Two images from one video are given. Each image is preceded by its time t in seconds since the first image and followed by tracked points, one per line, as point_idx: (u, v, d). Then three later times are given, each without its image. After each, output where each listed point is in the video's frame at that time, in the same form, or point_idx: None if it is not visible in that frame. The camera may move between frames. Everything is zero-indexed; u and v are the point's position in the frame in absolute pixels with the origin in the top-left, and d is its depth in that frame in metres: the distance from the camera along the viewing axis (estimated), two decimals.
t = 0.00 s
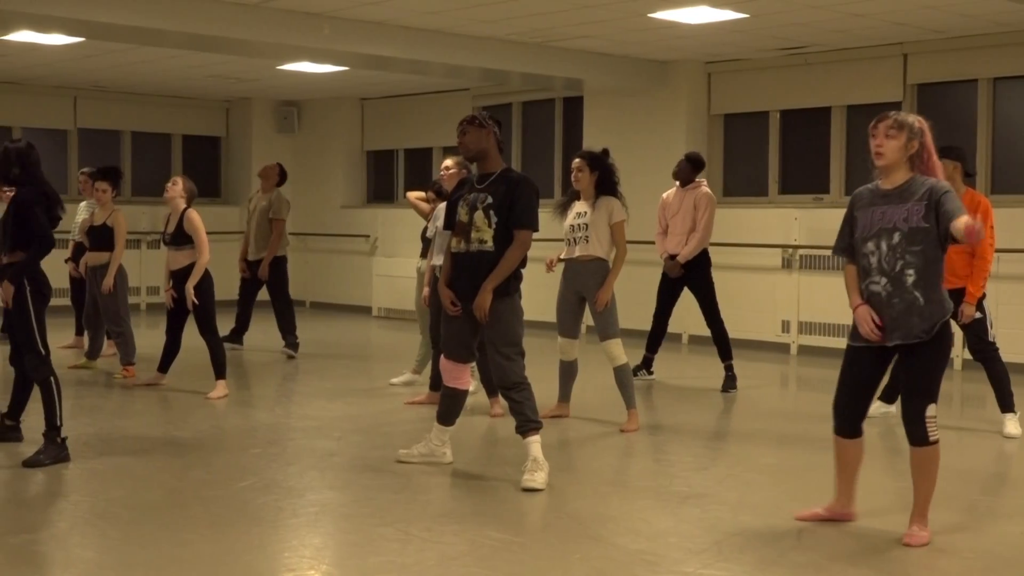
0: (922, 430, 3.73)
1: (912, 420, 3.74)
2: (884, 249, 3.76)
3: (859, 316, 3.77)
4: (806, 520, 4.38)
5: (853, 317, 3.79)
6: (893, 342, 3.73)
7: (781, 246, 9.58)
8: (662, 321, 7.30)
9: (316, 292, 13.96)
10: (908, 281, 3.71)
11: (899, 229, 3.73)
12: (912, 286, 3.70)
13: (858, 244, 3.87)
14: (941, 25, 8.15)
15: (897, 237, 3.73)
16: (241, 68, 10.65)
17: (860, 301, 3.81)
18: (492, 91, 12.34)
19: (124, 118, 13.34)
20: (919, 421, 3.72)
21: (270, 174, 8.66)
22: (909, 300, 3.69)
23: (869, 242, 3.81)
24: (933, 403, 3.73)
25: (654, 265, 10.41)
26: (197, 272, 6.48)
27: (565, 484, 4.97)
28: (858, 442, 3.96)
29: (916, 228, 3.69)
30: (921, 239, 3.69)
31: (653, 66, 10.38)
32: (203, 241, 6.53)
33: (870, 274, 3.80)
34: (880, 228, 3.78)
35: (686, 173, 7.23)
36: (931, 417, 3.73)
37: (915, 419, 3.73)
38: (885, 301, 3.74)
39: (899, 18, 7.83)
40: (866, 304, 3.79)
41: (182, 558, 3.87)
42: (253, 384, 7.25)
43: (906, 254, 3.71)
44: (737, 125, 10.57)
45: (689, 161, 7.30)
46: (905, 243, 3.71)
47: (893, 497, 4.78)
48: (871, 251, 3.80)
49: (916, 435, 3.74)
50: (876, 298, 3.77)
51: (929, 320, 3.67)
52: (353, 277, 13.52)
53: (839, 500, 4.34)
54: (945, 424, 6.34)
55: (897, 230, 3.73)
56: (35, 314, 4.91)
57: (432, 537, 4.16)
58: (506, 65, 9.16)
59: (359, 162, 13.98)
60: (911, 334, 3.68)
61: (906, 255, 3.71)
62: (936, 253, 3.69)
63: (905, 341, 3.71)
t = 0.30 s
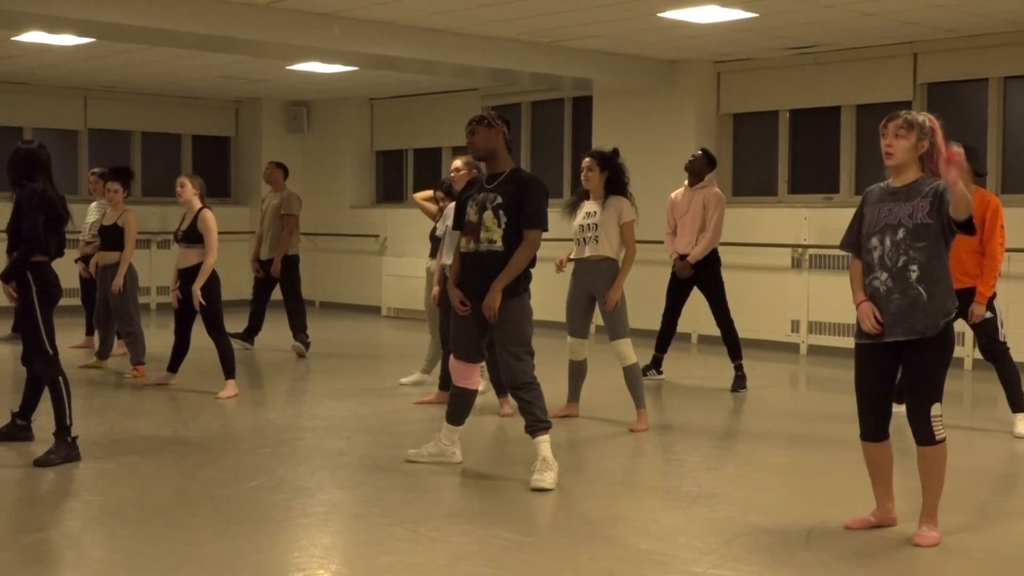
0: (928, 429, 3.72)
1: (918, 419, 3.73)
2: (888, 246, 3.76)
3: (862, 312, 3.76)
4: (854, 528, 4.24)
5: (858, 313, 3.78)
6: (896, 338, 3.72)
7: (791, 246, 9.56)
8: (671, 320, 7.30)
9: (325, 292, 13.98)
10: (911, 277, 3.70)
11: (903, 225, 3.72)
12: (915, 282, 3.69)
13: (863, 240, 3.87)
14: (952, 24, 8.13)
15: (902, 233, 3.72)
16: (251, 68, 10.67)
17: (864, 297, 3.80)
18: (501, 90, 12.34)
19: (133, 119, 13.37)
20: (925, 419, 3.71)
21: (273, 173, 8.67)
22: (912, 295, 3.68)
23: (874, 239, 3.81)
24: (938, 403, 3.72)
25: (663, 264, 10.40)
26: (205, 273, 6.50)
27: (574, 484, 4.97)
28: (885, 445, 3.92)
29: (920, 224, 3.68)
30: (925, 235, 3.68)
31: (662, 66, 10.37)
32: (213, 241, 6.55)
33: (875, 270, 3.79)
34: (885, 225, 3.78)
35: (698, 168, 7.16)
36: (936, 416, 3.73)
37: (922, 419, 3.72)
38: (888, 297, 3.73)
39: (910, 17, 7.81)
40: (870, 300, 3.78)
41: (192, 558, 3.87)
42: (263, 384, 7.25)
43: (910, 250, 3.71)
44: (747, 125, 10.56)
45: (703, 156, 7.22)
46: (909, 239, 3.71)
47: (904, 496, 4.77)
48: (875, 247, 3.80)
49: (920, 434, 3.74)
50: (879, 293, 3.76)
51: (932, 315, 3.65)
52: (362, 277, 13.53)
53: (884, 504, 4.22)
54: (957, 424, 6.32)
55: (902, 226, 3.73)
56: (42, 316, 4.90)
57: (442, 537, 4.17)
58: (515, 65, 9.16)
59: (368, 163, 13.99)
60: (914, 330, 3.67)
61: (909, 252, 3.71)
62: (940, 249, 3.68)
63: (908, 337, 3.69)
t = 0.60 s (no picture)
0: (915, 433, 3.69)
1: (906, 423, 3.70)
2: (890, 241, 3.75)
3: (864, 306, 3.75)
4: (864, 528, 4.23)
5: (860, 311, 3.76)
6: (900, 329, 3.69)
7: (800, 246, 9.55)
8: (680, 321, 7.29)
9: (335, 293, 14.00)
10: (912, 268, 3.68)
11: (903, 218, 3.72)
12: (916, 272, 3.67)
13: (866, 241, 3.87)
14: (963, 23, 8.11)
15: (901, 226, 3.72)
16: (260, 69, 10.68)
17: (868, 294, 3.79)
18: (511, 91, 12.34)
19: (143, 119, 13.39)
20: (911, 424, 3.68)
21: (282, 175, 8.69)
22: (912, 284, 3.66)
23: (875, 236, 3.81)
24: (927, 406, 3.69)
25: (672, 265, 10.40)
26: (215, 274, 6.52)
27: (583, 484, 4.97)
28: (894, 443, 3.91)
29: (917, 215, 3.68)
30: (923, 225, 3.67)
31: (672, 66, 10.36)
32: (224, 242, 6.57)
33: (877, 266, 3.78)
34: (886, 221, 3.78)
35: (706, 167, 7.17)
36: (923, 418, 3.69)
37: (909, 423, 3.69)
38: (891, 290, 3.71)
39: (921, 16, 7.79)
40: (873, 296, 3.76)
41: (202, 557, 3.88)
42: (272, 384, 7.27)
43: (910, 242, 3.70)
44: (757, 125, 10.54)
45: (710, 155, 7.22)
46: (908, 231, 3.70)
47: (915, 497, 4.76)
48: (877, 244, 3.79)
49: (910, 438, 3.72)
50: (882, 288, 3.74)
51: (933, 301, 3.63)
52: (372, 277, 13.54)
53: (895, 504, 4.21)
54: (968, 425, 6.30)
55: (901, 220, 3.72)
56: (54, 314, 4.93)
57: (451, 537, 4.17)
58: (525, 65, 9.16)
59: (378, 163, 14.00)
60: (915, 317, 3.65)
61: (910, 243, 3.69)
62: (939, 238, 3.67)
63: (912, 326, 3.66)
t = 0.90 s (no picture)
0: (904, 434, 3.67)
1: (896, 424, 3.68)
2: (900, 242, 3.74)
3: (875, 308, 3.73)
4: (871, 528, 4.22)
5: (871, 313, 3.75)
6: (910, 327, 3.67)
7: (807, 246, 9.54)
8: (687, 321, 7.29)
9: (342, 292, 14.02)
10: (922, 266, 3.67)
11: (913, 219, 3.71)
12: (926, 270, 3.66)
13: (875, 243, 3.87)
14: (970, 22, 8.10)
15: (911, 226, 3.71)
16: (267, 68, 10.69)
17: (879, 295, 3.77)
18: (518, 90, 12.34)
19: (151, 119, 13.40)
20: (898, 425, 3.66)
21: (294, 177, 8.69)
22: (922, 283, 3.65)
23: (885, 238, 3.80)
24: (917, 408, 3.65)
25: (679, 265, 10.39)
26: (223, 274, 6.53)
27: (590, 484, 4.96)
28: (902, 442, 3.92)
29: (927, 214, 3.68)
30: (933, 224, 3.66)
31: (679, 66, 10.36)
32: (232, 242, 6.58)
33: (887, 267, 3.77)
34: (896, 223, 3.77)
35: (711, 167, 7.16)
36: (913, 419, 3.65)
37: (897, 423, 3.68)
38: (901, 289, 3.70)
39: (929, 16, 7.77)
40: (884, 297, 3.75)
41: (210, 557, 3.88)
42: (279, 384, 7.27)
43: (920, 242, 3.69)
44: (764, 124, 10.53)
45: (715, 154, 7.21)
46: (918, 231, 3.69)
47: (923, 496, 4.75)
48: (887, 245, 3.78)
49: (900, 439, 3.70)
50: (892, 289, 3.73)
51: (942, 297, 3.62)
52: (378, 277, 13.55)
53: (902, 504, 4.20)
54: (977, 425, 6.29)
55: (911, 220, 3.72)
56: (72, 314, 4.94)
57: (457, 537, 4.17)
58: (531, 64, 9.16)
59: (385, 163, 14.01)
60: (924, 313, 3.63)
61: (919, 243, 3.69)
62: (949, 236, 3.66)
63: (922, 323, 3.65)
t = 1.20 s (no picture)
0: (942, 434, 3.71)
1: (934, 424, 3.72)
2: (917, 241, 3.73)
3: (894, 309, 3.72)
4: (878, 530, 4.22)
5: (891, 315, 3.72)
6: (933, 327, 3.66)
7: (814, 247, 9.52)
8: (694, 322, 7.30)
9: (348, 293, 14.04)
10: (942, 266, 3.66)
11: (930, 217, 3.70)
12: (946, 269, 3.66)
13: (889, 242, 3.85)
14: (976, 23, 8.08)
15: (928, 225, 3.70)
16: (273, 69, 10.70)
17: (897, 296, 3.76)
18: (524, 91, 12.34)
19: (157, 120, 13.43)
20: (939, 425, 3.70)
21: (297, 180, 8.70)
22: (943, 282, 3.65)
23: (900, 237, 3.79)
24: (955, 407, 3.70)
25: (685, 265, 10.39)
26: (231, 275, 6.54)
27: (596, 485, 4.96)
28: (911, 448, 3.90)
29: (944, 213, 3.67)
30: (951, 223, 3.66)
31: (685, 67, 10.35)
32: (239, 242, 6.60)
33: (905, 267, 3.76)
34: (912, 221, 3.76)
35: (718, 169, 7.16)
36: (950, 419, 3.70)
37: (936, 423, 3.71)
38: (921, 289, 3.69)
39: (935, 16, 7.75)
40: (903, 297, 3.73)
41: (216, 558, 3.89)
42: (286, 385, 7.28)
43: (938, 241, 3.68)
44: (770, 125, 10.52)
45: (721, 156, 7.21)
46: (935, 230, 3.68)
47: (930, 498, 4.74)
48: (903, 245, 3.77)
49: (936, 438, 3.73)
50: (911, 289, 3.72)
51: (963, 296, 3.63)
52: (384, 278, 13.56)
53: (909, 507, 4.19)
54: (983, 426, 6.27)
55: (928, 219, 3.71)
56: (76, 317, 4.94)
57: (464, 538, 4.17)
58: (537, 65, 9.16)
59: (391, 163, 14.02)
60: (947, 313, 3.64)
61: (938, 241, 3.68)
62: (966, 235, 3.66)
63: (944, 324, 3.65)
